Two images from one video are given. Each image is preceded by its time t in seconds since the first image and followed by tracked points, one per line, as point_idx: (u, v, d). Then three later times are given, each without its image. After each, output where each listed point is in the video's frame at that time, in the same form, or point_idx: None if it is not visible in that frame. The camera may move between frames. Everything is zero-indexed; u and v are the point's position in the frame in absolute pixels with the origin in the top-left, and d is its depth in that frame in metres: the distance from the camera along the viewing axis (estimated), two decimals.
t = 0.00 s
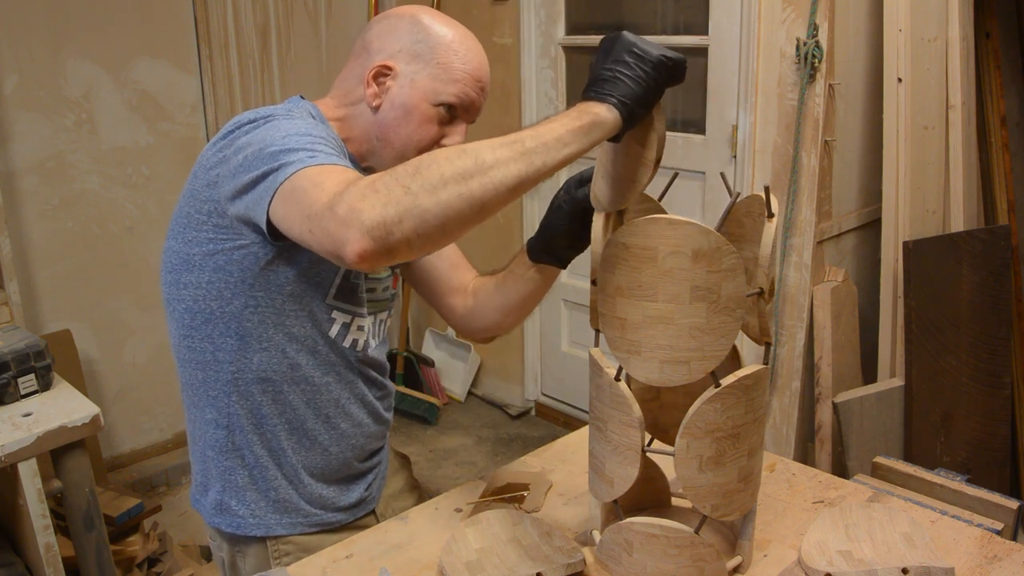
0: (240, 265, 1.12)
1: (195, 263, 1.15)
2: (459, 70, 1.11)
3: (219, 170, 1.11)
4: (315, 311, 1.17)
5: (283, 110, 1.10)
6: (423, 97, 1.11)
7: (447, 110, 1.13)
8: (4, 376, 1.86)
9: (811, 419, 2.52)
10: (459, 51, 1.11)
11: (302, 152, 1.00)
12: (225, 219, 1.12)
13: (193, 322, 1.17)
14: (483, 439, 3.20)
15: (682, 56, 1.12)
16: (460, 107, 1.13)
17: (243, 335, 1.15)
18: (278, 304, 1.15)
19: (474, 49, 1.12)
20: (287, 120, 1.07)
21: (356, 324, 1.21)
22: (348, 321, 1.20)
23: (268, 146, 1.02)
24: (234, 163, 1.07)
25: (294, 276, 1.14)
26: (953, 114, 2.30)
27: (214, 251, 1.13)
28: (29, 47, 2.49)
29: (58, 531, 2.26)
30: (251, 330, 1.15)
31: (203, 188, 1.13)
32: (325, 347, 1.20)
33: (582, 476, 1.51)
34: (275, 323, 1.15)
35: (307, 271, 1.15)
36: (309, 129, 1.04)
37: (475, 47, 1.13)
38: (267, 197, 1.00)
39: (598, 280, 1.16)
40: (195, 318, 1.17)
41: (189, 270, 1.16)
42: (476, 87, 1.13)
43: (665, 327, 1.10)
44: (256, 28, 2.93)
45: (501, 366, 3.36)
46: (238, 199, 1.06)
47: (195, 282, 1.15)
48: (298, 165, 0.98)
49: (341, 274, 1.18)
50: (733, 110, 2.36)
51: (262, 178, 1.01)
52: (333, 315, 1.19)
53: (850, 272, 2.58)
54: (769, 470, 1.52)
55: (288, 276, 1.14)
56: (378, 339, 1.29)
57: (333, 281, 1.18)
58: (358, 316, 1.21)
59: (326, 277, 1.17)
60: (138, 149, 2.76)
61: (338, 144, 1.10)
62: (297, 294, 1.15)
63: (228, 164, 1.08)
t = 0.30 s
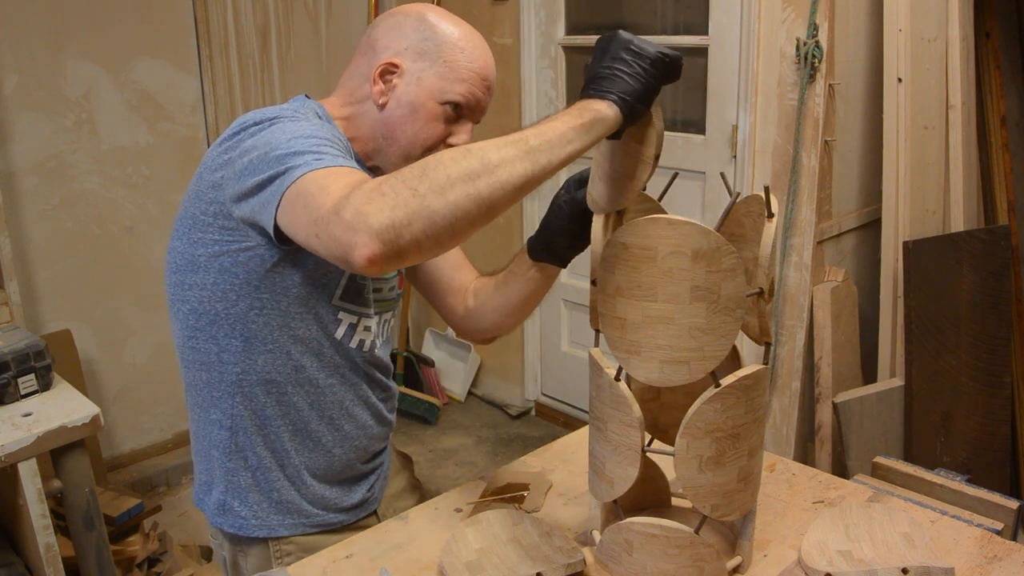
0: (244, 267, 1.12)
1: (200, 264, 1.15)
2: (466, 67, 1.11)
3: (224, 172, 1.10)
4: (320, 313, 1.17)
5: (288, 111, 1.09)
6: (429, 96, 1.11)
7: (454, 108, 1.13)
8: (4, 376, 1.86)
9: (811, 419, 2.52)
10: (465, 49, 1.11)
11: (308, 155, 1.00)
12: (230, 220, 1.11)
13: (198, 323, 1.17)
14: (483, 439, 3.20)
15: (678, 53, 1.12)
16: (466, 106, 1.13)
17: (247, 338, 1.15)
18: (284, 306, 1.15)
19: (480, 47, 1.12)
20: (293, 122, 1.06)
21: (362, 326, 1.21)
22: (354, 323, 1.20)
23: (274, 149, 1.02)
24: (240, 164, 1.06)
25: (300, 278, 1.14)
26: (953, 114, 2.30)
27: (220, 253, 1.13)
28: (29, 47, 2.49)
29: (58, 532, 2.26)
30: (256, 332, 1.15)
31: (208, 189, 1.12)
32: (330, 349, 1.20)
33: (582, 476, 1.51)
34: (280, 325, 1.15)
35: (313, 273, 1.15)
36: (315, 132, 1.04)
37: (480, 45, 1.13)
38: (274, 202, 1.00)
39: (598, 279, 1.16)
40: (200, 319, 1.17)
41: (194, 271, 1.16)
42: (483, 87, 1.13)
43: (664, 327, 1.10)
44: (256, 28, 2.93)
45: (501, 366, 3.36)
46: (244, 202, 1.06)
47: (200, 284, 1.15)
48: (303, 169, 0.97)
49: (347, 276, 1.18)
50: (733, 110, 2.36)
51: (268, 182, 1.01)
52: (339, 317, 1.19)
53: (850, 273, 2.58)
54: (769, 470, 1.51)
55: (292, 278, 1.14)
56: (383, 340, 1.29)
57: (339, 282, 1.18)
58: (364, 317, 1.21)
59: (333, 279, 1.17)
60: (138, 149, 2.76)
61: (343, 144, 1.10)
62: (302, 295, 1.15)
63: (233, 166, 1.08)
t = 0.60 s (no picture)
0: (250, 264, 1.12)
1: (204, 261, 1.15)
2: (458, 56, 1.11)
3: (226, 168, 1.10)
4: (326, 308, 1.17)
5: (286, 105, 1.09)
6: (422, 86, 1.11)
7: (447, 99, 1.13)
8: (4, 376, 1.86)
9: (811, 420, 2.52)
10: (458, 36, 1.11)
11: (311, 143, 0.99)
12: (234, 217, 1.11)
13: (204, 321, 1.17)
14: (483, 439, 3.20)
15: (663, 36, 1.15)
16: (462, 93, 1.13)
17: (254, 334, 1.15)
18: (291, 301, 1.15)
19: (473, 33, 1.12)
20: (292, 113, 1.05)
21: (368, 319, 1.21)
22: (360, 316, 1.20)
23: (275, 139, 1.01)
24: (241, 158, 1.06)
25: (305, 273, 1.15)
26: (953, 114, 2.30)
27: (225, 249, 1.13)
28: (28, 47, 2.49)
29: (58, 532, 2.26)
30: (263, 328, 1.15)
31: (212, 186, 1.12)
32: (337, 344, 1.20)
33: (582, 476, 1.51)
34: (286, 320, 1.15)
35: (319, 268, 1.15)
36: (314, 121, 1.03)
37: (473, 30, 1.13)
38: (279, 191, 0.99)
39: (598, 279, 1.16)
40: (206, 317, 1.16)
41: (199, 268, 1.16)
42: (479, 71, 1.13)
43: (664, 327, 1.10)
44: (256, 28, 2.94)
45: (501, 366, 3.36)
46: (248, 197, 1.06)
47: (205, 281, 1.15)
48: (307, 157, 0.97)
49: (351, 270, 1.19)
50: (733, 110, 2.36)
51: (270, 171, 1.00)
52: (345, 311, 1.19)
53: (850, 273, 2.58)
54: (769, 470, 1.51)
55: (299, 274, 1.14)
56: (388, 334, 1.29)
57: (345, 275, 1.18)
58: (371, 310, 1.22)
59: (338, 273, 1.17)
60: (138, 149, 2.76)
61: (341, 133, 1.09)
62: (309, 289, 1.15)
63: (235, 161, 1.07)
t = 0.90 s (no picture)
0: (244, 266, 1.12)
1: (200, 265, 1.15)
2: (426, 40, 1.06)
3: (211, 174, 1.10)
4: (322, 306, 1.17)
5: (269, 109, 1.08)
6: (393, 77, 1.08)
7: (422, 85, 1.10)
8: (4, 376, 1.86)
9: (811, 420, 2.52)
10: (428, 20, 1.06)
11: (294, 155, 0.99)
12: (224, 222, 1.11)
13: (203, 323, 1.17)
14: (483, 438, 3.20)
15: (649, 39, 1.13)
16: (436, 78, 1.09)
17: (252, 334, 1.15)
18: (287, 300, 1.14)
19: (445, 14, 1.07)
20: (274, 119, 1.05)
21: (365, 315, 1.20)
22: (357, 312, 1.19)
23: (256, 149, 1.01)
24: (225, 167, 1.05)
25: (300, 273, 1.14)
26: (953, 114, 2.30)
27: (219, 253, 1.13)
28: (28, 46, 2.49)
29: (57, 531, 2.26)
30: (260, 328, 1.15)
31: (202, 190, 1.11)
32: (334, 342, 1.20)
33: (582, 476, 1.51)
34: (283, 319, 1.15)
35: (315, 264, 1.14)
36: (296, 130, 1.03)
37: (446, 11, 1.08)
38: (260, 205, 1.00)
39: (598, 280, 1.16)
40: (205, 318, 1.16)
41: (196, 271, 1.16)
42: (455, 56, 1.09)
43: (664, 327, 1.10)
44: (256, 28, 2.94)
45: (501, 366, 3.36)
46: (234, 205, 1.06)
47: (202, 284, 1.15)
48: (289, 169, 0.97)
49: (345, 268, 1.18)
50: (733, 110, 2.36)
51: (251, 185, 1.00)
52: (341, 308, 1.18)
53: (850, 273, 2.58)
54: (769, 470, 1.51)
55: (294, 273, 1.14)
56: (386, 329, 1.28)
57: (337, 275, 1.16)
58: (368, 305, 1.20)
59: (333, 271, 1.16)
60: (138, 149, 2.76)
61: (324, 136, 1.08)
62: (304, 288, 1.15)
63: (220, 169, 1.07)
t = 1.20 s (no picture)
0: (232, 272, 1.11)
1: (190, 270, 1.14)
2: (396, 74, 1.02)
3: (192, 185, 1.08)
4: (311, 309, 1.16)
5: (248, 121, 1.07)
6: (358, 102, 1.05)
7: (386, 115, 1.06)
8: (4, 375, 1.86)
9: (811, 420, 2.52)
10: (400, 50, 1.01)
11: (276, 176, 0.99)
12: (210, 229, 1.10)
13: (196, 326, 1.17)
14: (483, 438, 3.20)
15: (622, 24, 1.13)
16: (404, 110, 1.05)
17: (243, 337, 1.15)
18: (277, 304, 1.14)
19: (420, 47, 1.02)
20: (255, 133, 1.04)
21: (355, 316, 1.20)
22: (346, 313, 1.19)
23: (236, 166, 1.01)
24: (207, 179, 1.05)
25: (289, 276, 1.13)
26: (953, 114, 2.30)
27: (207, 259, 1.12)
28: (29, 46, 2.49)
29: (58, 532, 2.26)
30: (252, 331, 1.14)
31: (186, 197, 1.10)
32: (325, 343, 1.19)
33: (582, 476, 1.51)
34: (274, 322, 1.14)
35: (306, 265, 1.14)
36: (277, 146, 1.03)
37: (422, 45, 1.02)
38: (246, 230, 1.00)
39: (598, 279, 1.16)
40: (198, 322, 1.16)
41: (187, 276, 1.15)
42: (427, 89, 1.05)
43: (664, 327, 1.10)
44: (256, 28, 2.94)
45: (501, 366, 3.36)
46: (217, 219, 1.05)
47: (193, 288, 1.15)
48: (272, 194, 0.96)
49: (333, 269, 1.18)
50: (733, 110, 2.36)
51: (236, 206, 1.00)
52: (331, 310, 1.17)
53: (850, 273, 2.58)
54: (769, 470, 1.51)
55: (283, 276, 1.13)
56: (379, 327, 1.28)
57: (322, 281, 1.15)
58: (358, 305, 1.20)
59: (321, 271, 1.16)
60: (138, 149, 2.76)
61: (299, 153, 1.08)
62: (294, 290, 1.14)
63: (201, 180, 1.06)
